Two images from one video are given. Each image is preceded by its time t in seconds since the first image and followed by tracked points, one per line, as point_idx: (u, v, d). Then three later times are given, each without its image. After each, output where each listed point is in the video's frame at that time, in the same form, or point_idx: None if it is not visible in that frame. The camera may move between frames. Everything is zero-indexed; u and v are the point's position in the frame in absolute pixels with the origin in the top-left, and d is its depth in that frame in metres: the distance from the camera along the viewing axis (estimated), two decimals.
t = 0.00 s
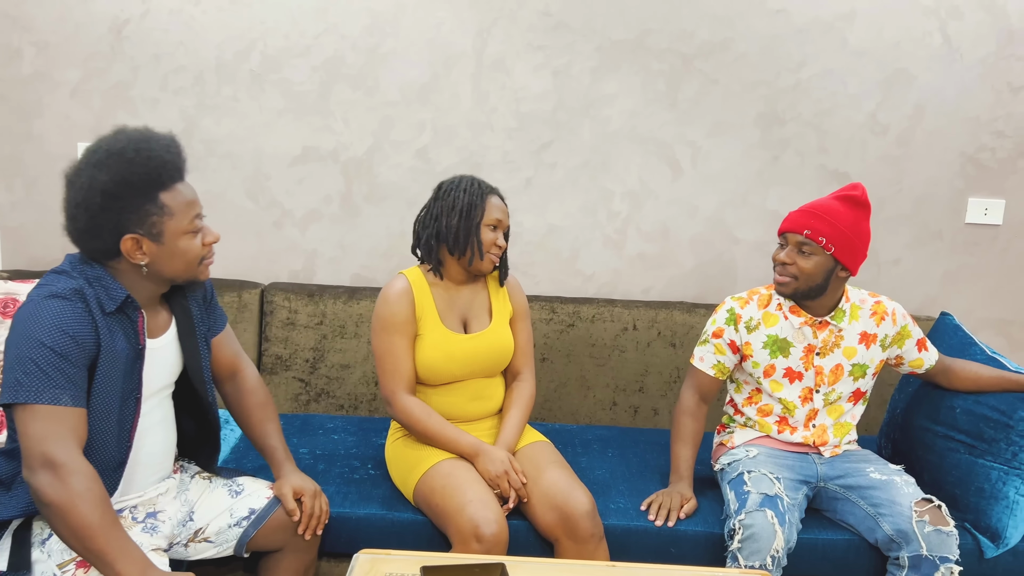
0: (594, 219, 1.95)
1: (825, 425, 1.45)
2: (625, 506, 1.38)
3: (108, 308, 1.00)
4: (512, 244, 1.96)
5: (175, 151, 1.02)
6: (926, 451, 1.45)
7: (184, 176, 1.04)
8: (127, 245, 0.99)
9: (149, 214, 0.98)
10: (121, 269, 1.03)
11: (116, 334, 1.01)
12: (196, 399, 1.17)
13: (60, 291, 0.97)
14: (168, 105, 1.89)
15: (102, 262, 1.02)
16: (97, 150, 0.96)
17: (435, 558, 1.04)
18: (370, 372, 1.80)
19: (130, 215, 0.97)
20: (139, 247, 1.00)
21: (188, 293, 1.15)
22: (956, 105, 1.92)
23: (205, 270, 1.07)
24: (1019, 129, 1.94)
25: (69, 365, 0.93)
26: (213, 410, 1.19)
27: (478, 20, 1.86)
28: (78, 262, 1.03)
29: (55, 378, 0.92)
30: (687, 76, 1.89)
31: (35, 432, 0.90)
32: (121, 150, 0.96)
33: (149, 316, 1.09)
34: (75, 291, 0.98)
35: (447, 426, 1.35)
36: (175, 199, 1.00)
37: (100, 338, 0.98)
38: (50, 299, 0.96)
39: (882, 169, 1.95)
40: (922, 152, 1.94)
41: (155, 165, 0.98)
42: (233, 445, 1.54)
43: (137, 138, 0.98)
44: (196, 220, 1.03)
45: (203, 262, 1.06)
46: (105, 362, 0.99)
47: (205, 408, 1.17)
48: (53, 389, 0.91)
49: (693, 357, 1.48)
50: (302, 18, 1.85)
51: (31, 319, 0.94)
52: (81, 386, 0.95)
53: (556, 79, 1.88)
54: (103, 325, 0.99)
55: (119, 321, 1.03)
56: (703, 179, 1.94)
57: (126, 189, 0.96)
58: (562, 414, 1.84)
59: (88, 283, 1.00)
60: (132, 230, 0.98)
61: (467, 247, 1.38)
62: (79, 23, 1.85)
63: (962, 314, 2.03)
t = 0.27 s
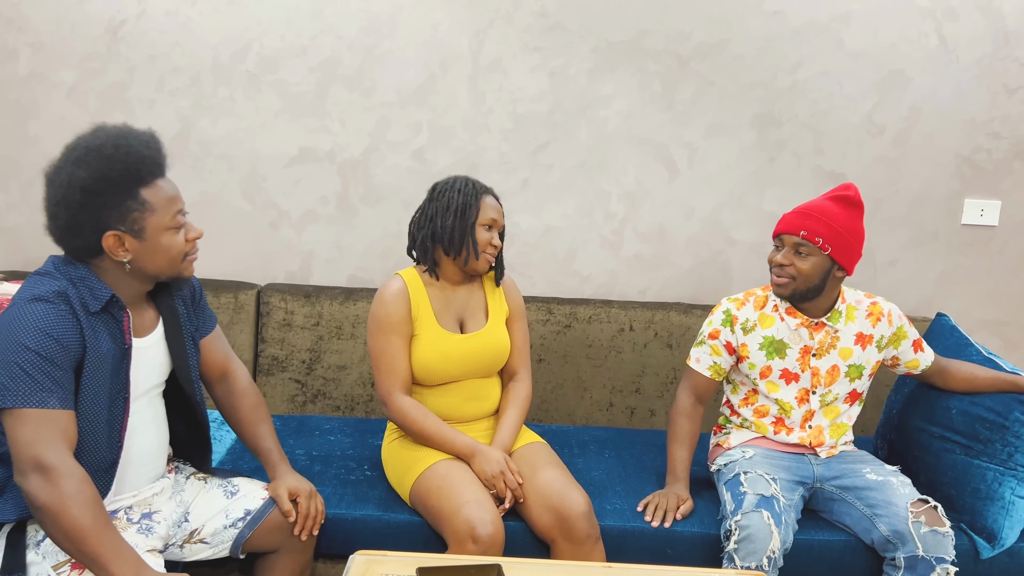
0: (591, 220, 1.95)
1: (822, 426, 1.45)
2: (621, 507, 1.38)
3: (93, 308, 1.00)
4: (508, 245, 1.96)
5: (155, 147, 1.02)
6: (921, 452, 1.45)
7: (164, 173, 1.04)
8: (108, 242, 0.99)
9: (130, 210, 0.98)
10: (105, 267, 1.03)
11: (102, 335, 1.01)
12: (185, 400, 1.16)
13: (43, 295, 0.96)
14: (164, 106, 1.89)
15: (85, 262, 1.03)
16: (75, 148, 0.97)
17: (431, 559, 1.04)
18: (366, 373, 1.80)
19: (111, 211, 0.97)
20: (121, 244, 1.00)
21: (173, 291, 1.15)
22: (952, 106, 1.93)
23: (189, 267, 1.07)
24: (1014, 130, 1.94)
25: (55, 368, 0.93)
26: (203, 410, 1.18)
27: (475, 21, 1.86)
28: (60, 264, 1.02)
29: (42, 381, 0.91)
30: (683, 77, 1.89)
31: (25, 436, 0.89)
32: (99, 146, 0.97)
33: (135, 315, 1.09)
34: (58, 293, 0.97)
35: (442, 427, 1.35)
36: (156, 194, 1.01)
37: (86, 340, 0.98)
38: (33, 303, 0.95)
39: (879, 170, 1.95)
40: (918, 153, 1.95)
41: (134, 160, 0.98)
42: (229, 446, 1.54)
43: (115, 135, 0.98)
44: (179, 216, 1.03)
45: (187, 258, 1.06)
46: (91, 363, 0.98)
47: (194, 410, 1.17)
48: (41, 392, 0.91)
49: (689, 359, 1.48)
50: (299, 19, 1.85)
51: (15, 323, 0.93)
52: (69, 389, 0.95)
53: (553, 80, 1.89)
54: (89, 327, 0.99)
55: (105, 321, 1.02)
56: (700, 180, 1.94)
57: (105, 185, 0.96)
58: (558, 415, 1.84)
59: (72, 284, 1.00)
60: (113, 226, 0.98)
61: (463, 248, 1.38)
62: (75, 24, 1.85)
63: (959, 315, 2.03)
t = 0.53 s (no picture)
0: (590, 222, 1.95)
1: (820, 428, 1.45)
2: (619, 509, 1.38)
3: (78, 309, 0.99)
4: (507, 247, 1.96)
5: (139, 144, 1.03)
6: (920, 454, 1.45)
7: (149, 171, 1.04)
8: (90, 237, 0.98)
9: (111, 204, 0.98)
10: (87, 265, 1.02)
11: (87, 337, 1.00)
12: (174, 402, 1.16)
13: (26, 299, 0.95)
14: (163, 107, 1.88)
15: (69, 260, 1.02)
16: (59, 143, 0.97)
17: (429, 561, 1.04)
18: (365, 375, 1.80)
19: (93, 205, 0.97)
20: (103, 239, 0.99)
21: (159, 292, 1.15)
22: (950, 108, 1.93)
23: (172, 266, 1.06)
24: (1012, 132, 1.95)
25: (42, 372, 0.93)
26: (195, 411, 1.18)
27: (474, 23, 1.86)
28: (43, 267, 1.01)
29: (30, 386, 0.91)
30: (682, 79, 1.90)
31: (17, 441, 0.89)
32: (82, 141, 0.97)
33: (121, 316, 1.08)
34: (41, 298, 0.96)
35: (441, 428, 1.35)
36: (139, 190, 1.00)
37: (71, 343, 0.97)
38: (16, 308, 0.94)
39: (877, 172, 1.96)
40: (916, 155, 1.95)
41: (116, 155, 0.98)
42: (227, 447, 1.54)
43: (99, 131, 0.99)
44: (162, 214, 1.03)
45: (170, 257, 1.05)
46: (78, 366, 0.98)
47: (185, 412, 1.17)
48: (28, 398, 0.90)
49: (688, 361, 1.48)
50: (298, 20, 1.85)
51: None
52: (56, 392, 0.94)
53: (552, 82, 1.89)
54: (74, 329, 0.98)
55: (90, 323, 1.02)
56: (698, 182, 1.94)
57: (88, 179, 0.96)
58: (557, 417, 1.84)
59: (56, 286, 0.99)
60: (95, 222, 0.98)
61: (464, 249, 1.38)
62: (73, 25, 1.85)
63: (957, 317, 2.04)
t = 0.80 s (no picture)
0: (589, 224, 1.95)
1: (820, 430, 1.45)
2: (620, 511, 1.38)
3: (59, 311, 1.00)
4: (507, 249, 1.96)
5: (124, 139, 1.04)
6: (920, 457, 1.46)
7: (133, 169, 1.05)
8: (63, 224, 0.98)
9: (88, 194, 0.98)
10: (63, 256, 1.02)
11: (70, 338, 1.01)
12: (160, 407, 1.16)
13: (9, 305, 0.95)
14: (163, 109, 1.89)
15: (49, 253, 1.03)
16: (45, 132, 0.99)
17: (430, 564, 1.04)
18: (365, 377, 1.80)
19: (69, 194, 0.98)
20: (76, 229, 0.99)
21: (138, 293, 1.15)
22: (950, 111, 1.94)
23: (146, 264, 1.05)
24: (1012, 135, 1.95)
25: (31, 376, 0.93)
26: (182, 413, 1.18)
27: (474, 26, 1.86)
28: (23, 269, 1.02)
29: (20, 390, 0.91)
30: (682, 81, 1.90)
31: (14, 446, 0.89)
32: (66, 130, 0.98)
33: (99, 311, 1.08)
34: (22, 304, 0.96)
35: (443, 431, 1.35)
36: (118, 184, 1.01)
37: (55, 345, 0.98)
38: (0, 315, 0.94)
39: (877, 175, 1.96)
40: (916, 157, 1.95)
41: (96, 144, 0.99)
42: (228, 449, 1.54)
43: (84, 123, 1.00)
44: (139, 210, 1.02)
45: (143, 254, 1.04)
46: (64, 367, 0.98)
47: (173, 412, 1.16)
48: (20, 404, 0.91)
49: (687, 362, 1.48)
50: (298, 23, 1.86)
51: None
52: (46, 395, 0.95)
53: (552, 84, 1.89)
54: (56, 331, 0.99)
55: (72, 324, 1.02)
56: (698, 184, 1.94)
57: (66, 167, 0.97)
58: (557, 419, 1.84)
59: (37, 288, 1.00)
60: (69, 210, 0.98)
61: (467, 252, 1.38)
62: (74, 27, 1.85)
63: (957, 319, 2.04)
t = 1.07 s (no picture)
0: (590, 227, 1.96)
1: (821, 431, 1.45)
2: (621, 515, 1.38)
3: (39, 315, 1.01)
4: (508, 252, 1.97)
5: (96, 151, 1.00)
6: (924, 457, 1.45)
7: (117, 181, 1.04)
8: (28, 230, 0.99)
9: (50, 203, 0.98)
10: (36, 260, 1.03)
11: (52, 341, 1.02)
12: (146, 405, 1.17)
13: None
14: (165, 112, 1.89)
15: (31, 258, 1.04)
16: (27, 141, 1.00)
17: (432, 566, 1.04)
18: (366, 380, 1.80)
19: (35, 201, 0.98)
20: (41, 235, 1.00)
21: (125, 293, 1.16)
22: (951, 115, 1.94)
23: (110, 279, 1.03)
24: (1013, 139, 1.95)
25: (9, 378, 0.94)
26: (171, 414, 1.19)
27: (475, 29, 1.87)
28: (8, 273, 1.04)
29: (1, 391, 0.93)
30: (683, 85, 1.90)
31: None
32: (41, 139, 0.99)
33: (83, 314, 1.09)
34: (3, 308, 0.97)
35: (445, 434, 1.35)
36: (82, 196, 0.98)
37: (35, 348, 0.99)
38: None
39: (878, 178, 1.96)
40: (917, 161, 1.95)
41: (62, 154, 0.98)
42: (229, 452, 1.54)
43: (61, 131, 1.00)
44: (105, 224, 1.00)
45: (105, 266, 1.02)
46: (46, 369, 0.99)
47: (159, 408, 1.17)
48: None
49: (681, 363, 1.48)
50: (300, 26, 1.86)
51: None
52: (28, 395, 0.96)
53: (553, 88, 1.89)
54: (37, 334, 1.00)
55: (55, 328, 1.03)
56: (699, 188, 1.95)
57: (33, 174, 0.97)
58: (558, 422, 1.84)
59: (19, 292, 1.01)
60: (34, 217, 0.98)
61: (470, 254, 1.39)
62: (77, 31, 1.86)
63: (959, 323, 2.04)
